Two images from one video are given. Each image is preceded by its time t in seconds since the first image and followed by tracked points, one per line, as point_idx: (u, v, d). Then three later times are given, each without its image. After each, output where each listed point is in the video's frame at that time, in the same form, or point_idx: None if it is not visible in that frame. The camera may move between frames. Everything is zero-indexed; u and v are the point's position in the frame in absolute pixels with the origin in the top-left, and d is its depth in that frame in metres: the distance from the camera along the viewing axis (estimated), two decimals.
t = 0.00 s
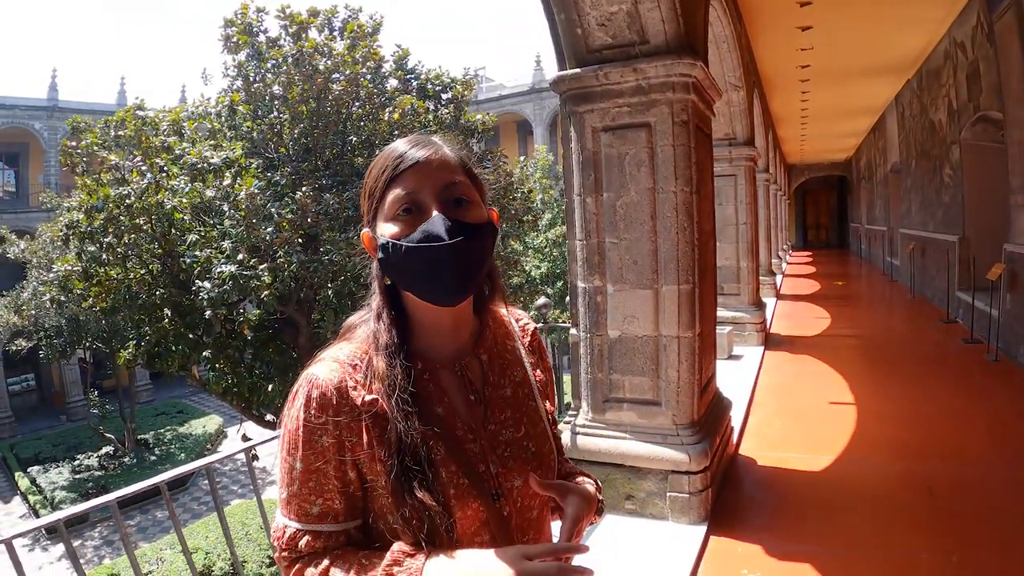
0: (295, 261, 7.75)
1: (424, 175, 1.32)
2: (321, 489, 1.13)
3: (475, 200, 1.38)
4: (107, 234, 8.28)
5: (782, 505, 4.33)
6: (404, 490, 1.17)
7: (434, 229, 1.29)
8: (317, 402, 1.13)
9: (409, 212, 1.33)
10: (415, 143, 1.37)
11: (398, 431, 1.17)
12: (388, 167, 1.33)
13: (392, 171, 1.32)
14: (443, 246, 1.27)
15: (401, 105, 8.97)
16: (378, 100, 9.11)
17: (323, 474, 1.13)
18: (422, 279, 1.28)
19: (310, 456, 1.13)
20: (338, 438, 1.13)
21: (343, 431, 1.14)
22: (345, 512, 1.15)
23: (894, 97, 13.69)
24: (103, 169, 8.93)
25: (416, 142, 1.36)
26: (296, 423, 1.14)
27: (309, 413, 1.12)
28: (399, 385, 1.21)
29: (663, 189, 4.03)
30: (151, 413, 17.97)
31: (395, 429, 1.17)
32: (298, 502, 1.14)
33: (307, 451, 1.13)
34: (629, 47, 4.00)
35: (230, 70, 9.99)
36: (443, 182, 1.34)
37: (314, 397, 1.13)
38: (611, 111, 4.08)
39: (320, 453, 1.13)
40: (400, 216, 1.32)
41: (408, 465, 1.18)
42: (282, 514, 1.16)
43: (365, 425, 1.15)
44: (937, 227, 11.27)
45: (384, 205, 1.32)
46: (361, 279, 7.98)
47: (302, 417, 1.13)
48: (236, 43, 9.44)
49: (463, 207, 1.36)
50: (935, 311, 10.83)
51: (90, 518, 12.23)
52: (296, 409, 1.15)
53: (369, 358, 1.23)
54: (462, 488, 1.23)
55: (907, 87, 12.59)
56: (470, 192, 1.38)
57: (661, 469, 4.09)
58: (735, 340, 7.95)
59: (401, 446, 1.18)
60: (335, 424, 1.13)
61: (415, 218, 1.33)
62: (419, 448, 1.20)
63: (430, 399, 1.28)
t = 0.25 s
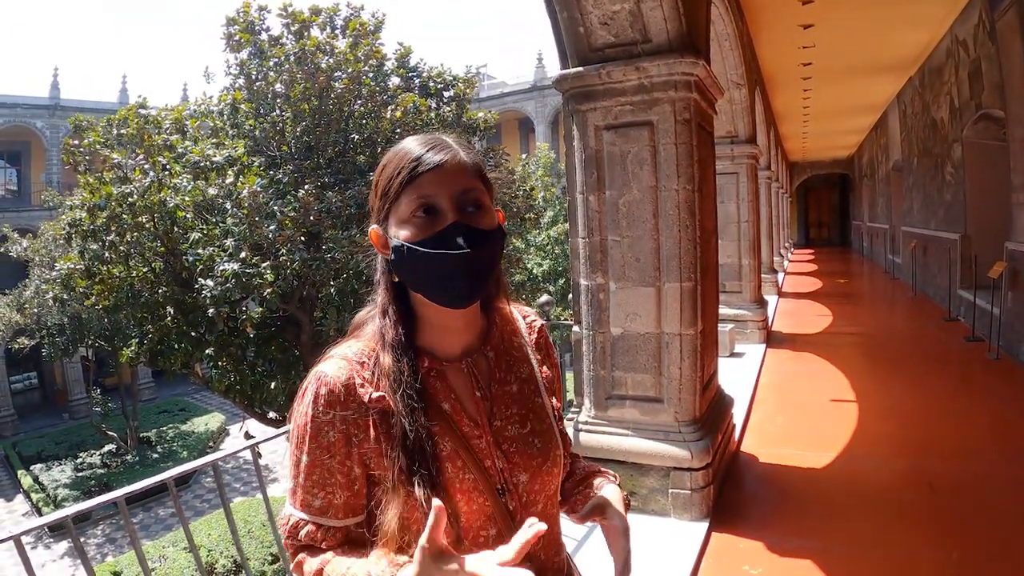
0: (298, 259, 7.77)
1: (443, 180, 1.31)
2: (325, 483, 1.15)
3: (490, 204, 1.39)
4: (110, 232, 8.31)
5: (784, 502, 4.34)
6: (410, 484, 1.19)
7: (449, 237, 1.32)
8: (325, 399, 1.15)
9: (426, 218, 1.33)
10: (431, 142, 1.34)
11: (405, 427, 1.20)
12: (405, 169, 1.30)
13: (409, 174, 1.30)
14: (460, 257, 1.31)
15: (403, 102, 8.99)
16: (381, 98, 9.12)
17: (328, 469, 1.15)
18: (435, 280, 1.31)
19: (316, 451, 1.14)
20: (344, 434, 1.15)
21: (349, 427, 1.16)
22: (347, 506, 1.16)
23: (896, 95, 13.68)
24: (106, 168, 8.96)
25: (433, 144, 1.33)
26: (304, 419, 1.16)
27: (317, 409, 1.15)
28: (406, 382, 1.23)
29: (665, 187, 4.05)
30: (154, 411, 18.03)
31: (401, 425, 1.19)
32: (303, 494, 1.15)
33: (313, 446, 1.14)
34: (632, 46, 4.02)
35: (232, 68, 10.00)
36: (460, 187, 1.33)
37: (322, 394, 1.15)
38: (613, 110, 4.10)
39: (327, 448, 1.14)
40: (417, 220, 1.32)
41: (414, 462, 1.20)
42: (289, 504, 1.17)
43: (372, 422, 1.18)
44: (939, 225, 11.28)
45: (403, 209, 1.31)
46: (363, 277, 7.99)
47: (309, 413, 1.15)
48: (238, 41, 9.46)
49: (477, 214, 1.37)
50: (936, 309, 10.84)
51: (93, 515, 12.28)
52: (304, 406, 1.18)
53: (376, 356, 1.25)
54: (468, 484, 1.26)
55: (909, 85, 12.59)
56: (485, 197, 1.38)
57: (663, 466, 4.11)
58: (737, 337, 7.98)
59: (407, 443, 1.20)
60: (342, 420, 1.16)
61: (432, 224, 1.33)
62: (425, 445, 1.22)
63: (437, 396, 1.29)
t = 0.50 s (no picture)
0: (299, 257, 7.80)
1: (460, 174, 1.34)
2: (326, 480, 1.15)
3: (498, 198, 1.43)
4: (111, 230, 8.32)
5: (784, 500, 4.36)
6: (414, 483, 1.20)
7: (472, 229, 1.35)
8: (327, 399, 1.15)
9: (448, 210, 1.34)
10: (438, 139, 1.37)
11: (409, 429, 1.20)
12: (422, 163, 1.31)
13: (428, 167, 1.31)
14: (489, 246, 1.34)
15: (404, 101, 8.99)
16: (381, 96, 9.12)
17: (329, 467, 1.15)
18: (447, 280, 1.32)
19: (318, 450, 1.15)
20: (346, 433, 1.16)
21: (352, 428, 1.16)
22: (347, 503, 1.16)
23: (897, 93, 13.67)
24: (108, 167, 8.98)
25: (443, 140, 1.35)
26: (306, 418, 1.16)
27: (320, 409, 1.15)
28: (409, 384, 1.23)
29: (665, 185, 4.06)
30: (156, 409, 18.07)
31: (405, 427, 1.20)
32: (304, 490, 1.16)
33: (314, 444, 1.15)
34: (632, 44, 4.02)
35: (233, 66, 10.01)
36: (476, 180, 1.36)
37: (324, 394, 1.16)
38: (614, 108, 4.11)
39: (329, 447, 1.15)
40: (434, 213, 1.33)
41: (419, 462, 1.21)
42: (290, 499, 1.19)
43: (375, 423, 1.18)
44: (940, 223, 11.28)
45: (424, 201, 1.31)
46: (363, 275, 8.01)
47: (312, 412, 1.16)
48: (239, 40, 9.47)
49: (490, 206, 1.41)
50: (937, 307, 10.85)
51: (95, 514, 12.31)
52: (307, 406, 1.18)
53: (379, 357, 1.25)
54: (471, 482, 1.26)
55: (910, 83, 12.59)
56: (494, 190, 1.42)
57: (663, 464, 4.12)
58: (737, 335, 7.99)
59: (411, 444, 1.21)
60: (345, 420, 1.16)
61: (452, 216, 1.34)
62: (428, 446, 1.22)
63: (440, 395, 1.30)
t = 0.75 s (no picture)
0: (299, 255, 7.80)
1: (466, 169, 1.34)
2: (329, 479, 1.15)
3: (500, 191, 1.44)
4: (111, 229, 8.32)
5: (784, 498, 4.36)
6: (418, 481, 1.20)
7: (480, 223, 1.36)
8: (330, 395, 1.14)
9: (456, 205, 1.34)
10: (440, 134, 1.36)
11: (414, 427, 1.19)
12: (428, 159, 1.31)
13: (434, 163, 1.31)
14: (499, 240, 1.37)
15: (404, 99, 8.99)
16: (381, 94, 9.12)
17: (333, 465, 1.14)
18: (455, 277, 1.34)
19: (321, 448, 1.14)
20: (350, 430, 1.14)
21: (356, 426, 1.14)
22: (351, 502, 1.16)
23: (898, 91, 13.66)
24: (108, 165, 8.98)
25: (446, 136, 1.35)
26: (308, 415, 1.15)
27: (323, 405, 1.14)
28: (412, 381, 1.22)
29: (665, 182, 4.06)
30: (156, 407, 18.08)
31: (410, 424, 1.19)
32: (307, 489, 1.16)
33: (317, 443, 1.14)
34: (632, 42, 4.02)
35: (233, 64, 10.00)
36: (481, 175, 1.36)
37: (328, 390, 1.14)
38: (613, 106, 4.11)
39: (332, 445, 1.14)
40: (440, 208, 1.33)
41: (424, 460, 1.21)
42: (293, 498, 1.18)
43: (379, 421, 1.16)
44: (940, 222, 11.28)
45: (431, 198, 1.31)
46: (364, 273, 8.03)
47: (314, 409, 1.14)
48: (239, 38, 9.45)
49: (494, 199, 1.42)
50: (937, 305, 10.86)
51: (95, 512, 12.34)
52: (308, 402, 1.17)
53: (381, 352, 1.23)
54: (475, 478, 1.26)
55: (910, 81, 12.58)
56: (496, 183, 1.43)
57: (663, 461, 4.13)
58: (737, 333, 8.00)
59: (416, 442, 1.20)
60: (349, 418, 1.14)
61: (459, 210, 1.35)
62: (433, 444, 1.22)
63: (442, 391, 1.30)
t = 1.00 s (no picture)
0: (299, 252, 7.81)
1: (456, 165, 1.34)
2: (337, 483, 1.13)
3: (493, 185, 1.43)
4: (111, 227, 8.32)
5: (784, 495, 4.36)
6: (422, 479, 1.19)
7: (472, 218, 1.36)
8: (331, 394, 1.12)
9: (446, 199, 1.34)
10: (430, 130, 1.36)
11: (415, 425, 1.19)
12: (419, 155, 1.31)
13: (425, 160, 1.30)
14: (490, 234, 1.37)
15: (404, 97, 8.98)
16: (381, 92, 9.12)
17: (338, 468, 1.13)
18: (448, 275, 1.34)
19: (326, 451, 1.12)
20: (353, 431, 1.13)
21: (358, 425, 1.13)
22: (359, 505, 1.15)
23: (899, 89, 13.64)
24: (108, 163, 8.98)
25: (437, 132, 1.35)
26: (309, 415, 1.13)
27: (324, 405, 1.12)
28: (409, 378, 1.22)
29: (664, 179, 4.06)
30: (157, 405, 18.10)
31: (410, 421, 1.18)
32: (313, 497, 1.13)
33: (321, 445, 1.12)
34: (630, 39, 4.02)
35: (233, 62, 10.00)
36: (472, 170, 1.36)
37: (328, 388, 1.13)
38: (612, 102, 4.10)
39: (337, 447, 1.12)
40: (432, 204, 1.33)
41: (424, 458, 1.21)
42: (294, 508, 1.16)
43: (380, 419, 1.15)
44: (940, 220, 11.28)
45: (422, 194, 1.31)
46: (364, 271, 8.05)
47: (315, 409, 1.12)
48: (239, 36, 9.44)
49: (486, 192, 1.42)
50: (937, 303, 10.86)
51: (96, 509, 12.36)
52: (308, 402, 1.15)
53: (379, 350, 1.23)
54: (475, 475, 1.26)
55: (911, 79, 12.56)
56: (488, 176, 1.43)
57: (663, 459, 4.13)
58: (737, 331, 8.01)
59: (416, 440, 1.20)
60: (352, 417, 1.13)
61: (450, 206, 1.35)
62: (434, 442, 1.22)
63: (439, 389, 1.30)
